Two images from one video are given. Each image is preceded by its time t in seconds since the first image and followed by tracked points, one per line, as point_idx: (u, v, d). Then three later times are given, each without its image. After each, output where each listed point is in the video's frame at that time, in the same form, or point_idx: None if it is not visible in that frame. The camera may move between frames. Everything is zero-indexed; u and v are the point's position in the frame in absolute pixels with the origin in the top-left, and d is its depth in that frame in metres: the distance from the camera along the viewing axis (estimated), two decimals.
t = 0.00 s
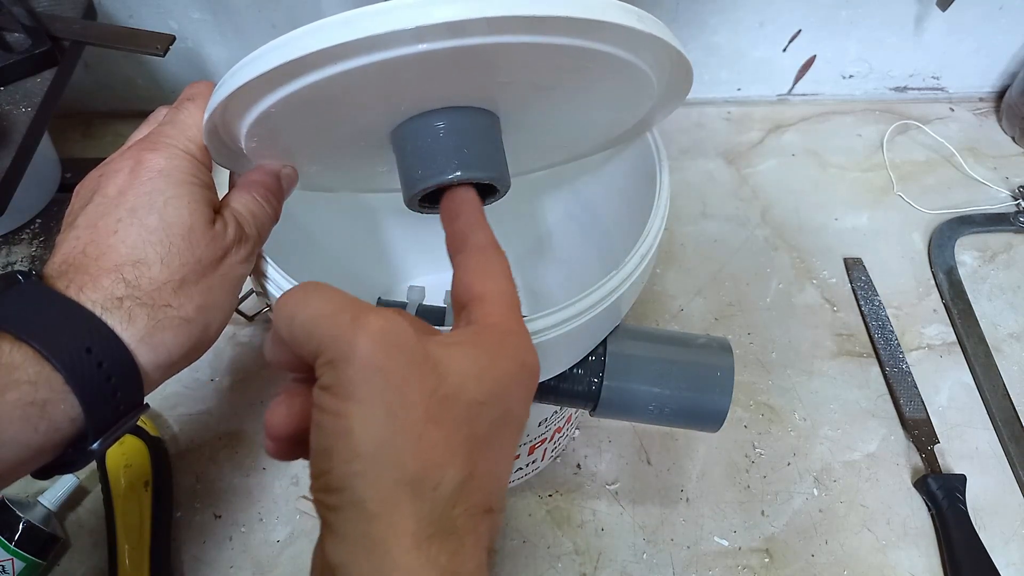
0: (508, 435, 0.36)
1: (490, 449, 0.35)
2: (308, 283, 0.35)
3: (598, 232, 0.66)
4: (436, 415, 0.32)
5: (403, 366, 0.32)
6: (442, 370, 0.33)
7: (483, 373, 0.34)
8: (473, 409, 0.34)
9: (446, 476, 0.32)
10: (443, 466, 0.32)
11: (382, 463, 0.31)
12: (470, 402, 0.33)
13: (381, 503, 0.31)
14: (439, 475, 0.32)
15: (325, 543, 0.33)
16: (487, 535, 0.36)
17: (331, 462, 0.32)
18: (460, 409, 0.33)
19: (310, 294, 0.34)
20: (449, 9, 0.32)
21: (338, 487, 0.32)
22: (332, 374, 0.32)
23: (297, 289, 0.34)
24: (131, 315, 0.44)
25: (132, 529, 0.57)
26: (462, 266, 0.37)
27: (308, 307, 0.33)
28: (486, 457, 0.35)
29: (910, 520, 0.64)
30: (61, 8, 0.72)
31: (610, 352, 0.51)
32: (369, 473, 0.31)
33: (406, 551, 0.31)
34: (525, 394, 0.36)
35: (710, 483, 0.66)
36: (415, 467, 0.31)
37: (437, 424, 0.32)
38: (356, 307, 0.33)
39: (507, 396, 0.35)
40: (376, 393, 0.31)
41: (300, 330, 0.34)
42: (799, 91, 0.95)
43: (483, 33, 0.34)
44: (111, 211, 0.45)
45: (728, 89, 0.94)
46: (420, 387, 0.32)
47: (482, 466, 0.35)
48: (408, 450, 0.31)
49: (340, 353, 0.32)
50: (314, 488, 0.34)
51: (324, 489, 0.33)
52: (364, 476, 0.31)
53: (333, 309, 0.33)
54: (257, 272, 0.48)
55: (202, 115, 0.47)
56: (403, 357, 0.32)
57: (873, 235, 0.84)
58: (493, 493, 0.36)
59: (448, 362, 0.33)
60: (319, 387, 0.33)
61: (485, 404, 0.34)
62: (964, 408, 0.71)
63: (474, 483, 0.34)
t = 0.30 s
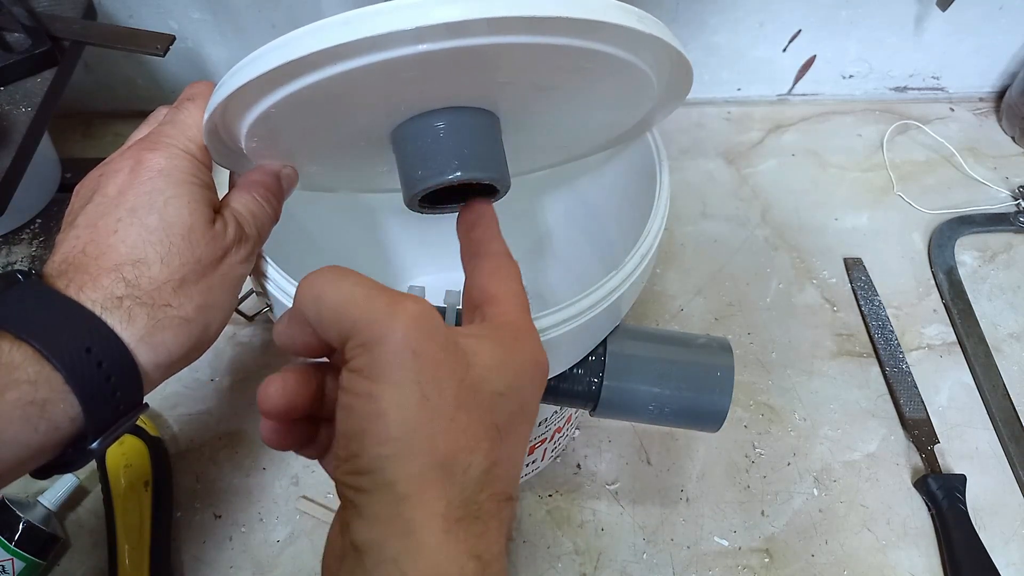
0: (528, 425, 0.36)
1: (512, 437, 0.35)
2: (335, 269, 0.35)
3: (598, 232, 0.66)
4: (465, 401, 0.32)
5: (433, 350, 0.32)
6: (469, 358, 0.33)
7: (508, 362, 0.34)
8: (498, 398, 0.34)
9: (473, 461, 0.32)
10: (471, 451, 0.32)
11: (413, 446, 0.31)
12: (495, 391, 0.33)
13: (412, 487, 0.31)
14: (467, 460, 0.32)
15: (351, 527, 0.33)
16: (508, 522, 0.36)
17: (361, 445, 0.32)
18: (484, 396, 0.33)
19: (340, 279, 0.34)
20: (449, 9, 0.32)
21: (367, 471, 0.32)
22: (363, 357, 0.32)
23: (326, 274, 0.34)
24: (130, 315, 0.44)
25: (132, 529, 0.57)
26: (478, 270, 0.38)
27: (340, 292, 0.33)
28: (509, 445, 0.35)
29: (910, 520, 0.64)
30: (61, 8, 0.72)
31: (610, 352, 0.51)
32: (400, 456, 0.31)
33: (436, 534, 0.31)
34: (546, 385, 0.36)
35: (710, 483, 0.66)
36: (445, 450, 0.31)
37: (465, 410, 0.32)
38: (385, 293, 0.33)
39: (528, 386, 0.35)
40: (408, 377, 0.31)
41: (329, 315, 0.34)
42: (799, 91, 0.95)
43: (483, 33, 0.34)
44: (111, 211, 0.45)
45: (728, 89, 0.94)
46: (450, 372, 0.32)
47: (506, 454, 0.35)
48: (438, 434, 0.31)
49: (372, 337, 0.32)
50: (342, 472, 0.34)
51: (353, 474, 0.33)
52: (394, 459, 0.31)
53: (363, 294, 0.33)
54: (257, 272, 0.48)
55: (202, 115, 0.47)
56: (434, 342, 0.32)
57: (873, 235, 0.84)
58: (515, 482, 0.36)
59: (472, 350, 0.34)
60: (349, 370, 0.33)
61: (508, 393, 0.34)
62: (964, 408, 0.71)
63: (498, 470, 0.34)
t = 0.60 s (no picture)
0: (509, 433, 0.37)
1: (495, 446, 0.36)
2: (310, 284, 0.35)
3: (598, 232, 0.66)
4: (449, 412, 0.33)
5: (417, 361, 0.32)
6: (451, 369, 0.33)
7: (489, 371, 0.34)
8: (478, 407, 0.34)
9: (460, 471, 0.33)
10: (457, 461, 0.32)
11: (399, 459, 0.31)
12: (475, 400, 0.34)
13: (401, 499, 0.31)
14: (454, 470, 0.32)
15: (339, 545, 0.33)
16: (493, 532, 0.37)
17: (347, 460, 0.32)
18: (466, 406, 0.34)
19: (319, 292, 0.33)
20: (449, 8, 0.32)
21: (356, 485, 0.32)
22: (346, 370, 0.32)
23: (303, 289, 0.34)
24: (131, 314, 0.44)
25: (132, 529, 0.57)
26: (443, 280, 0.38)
27: (320, 305, 0.33)
28: (491, 455, 0.35)
29: (910, 520, 0.64)
30: (61, 8, 0.72)
31: (610, 352, 0.50)
32: (388, 469, 0.31)
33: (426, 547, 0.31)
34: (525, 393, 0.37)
35: (710, 483, 0.66)
36: (432, 462, 0.32)
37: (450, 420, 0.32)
38: (365, 306, 0.33)
39: (507, 395, 0.35)
40: (392, 389, 0.31)
41: (308, 329, 0.33)
42: (799, 91, 0.95)
43: (482, 32, 0.34)
44: (111, 211, 0.45)
45: (728, 89, 0.94)
46: (434, 383, 0.32)
47: (488, 464, 0.35)
48: (424, 446, 0.31)
49: (354, 349, 0.32)
50: (327, 489, 0.34)
51: (339, 490, 0.33)
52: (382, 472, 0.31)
53: (345, 307, 0.33)
54: (258, 271, 0.48)
55: (202, 115, 0.47)
56: (417, 354, 0.32)
57: (873, 235, 0.84)
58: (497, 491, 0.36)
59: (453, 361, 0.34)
60: (331, 384, 0.33)
61: (489, 402, 0.34)
62: (964, 408, 0.71)
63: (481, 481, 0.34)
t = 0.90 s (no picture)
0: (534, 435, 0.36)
1: (518, 449, 0.35)
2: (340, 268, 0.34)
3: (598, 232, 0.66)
4: (473, 414, 0.32)
5: (443, 361, 0.31)
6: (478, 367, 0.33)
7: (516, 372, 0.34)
8: (503, 411, 0.33)
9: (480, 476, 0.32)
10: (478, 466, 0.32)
11: (419, 461, 0.31)
12: (500, 403, 0.33)
13: (418, 503, 0.31)
14: (473, 475, 0.32)
15: (352, 543, 0.33)
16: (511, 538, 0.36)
17: (366, 456, 0.32)
18: (490, 409, 0.33)
19: (350, 280, 0.33)
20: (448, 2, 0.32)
21: (373, 483, 0.32)
22: (370, 364, 0.32)
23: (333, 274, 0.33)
24: (130, 314, 0.44)
25: (132, 529, 0.57)
26: (466, 266, 0.37)
27: (350, 293, 0.32)
28: (513, 458, 0.35)
29: (910, 520, 0.64)
30: (61, 8, 0.72)
31: (610, 352, 0.51)
32: (407, 470, 0.31)
33: (440, 552, 0.31)
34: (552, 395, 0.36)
35: (710, 483, 0.66)
36: (451, 466, 0.31)
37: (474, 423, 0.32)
38: (397, 296, 0.32)
39: (533, 398, 0.35)
40: (417, 388, 0.31)
41: (335, 317, 0.33)
42: (799, 91, 0.95)
43: (482, 26, 0.34)
44: (111, 211, 0.45)
45: (728, 89, 0.94)
46: (459, 385, 0.31)
47: (510, 467, 0.35)
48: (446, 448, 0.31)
49: (381, 344, 0.31)
50: (343, 484, 0.34)
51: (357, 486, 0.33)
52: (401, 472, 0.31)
53: (374, 298, 0.32)
54: (257, 271, 0.48)
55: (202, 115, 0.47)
56: (444, 352, 0.31)
57: (873, 234, 0.84)
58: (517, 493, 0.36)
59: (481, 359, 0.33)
60: (355, 377, 0.33)
61: (514, 405, 0.34)
62: (964, 408, 0.71)
63: (501, 485, 0.34)
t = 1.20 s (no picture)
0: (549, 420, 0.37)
1: (534, 432, 0.36)
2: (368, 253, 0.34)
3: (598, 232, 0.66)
4: (498, 394, 0.32)
5: (471, 342, 0.31)
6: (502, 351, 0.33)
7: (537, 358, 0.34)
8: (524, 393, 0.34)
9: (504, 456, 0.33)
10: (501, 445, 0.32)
11: (446, 438, 0.31)
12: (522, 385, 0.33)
13: (445, 479, 0.31)
14: (496, 453, 0.32)
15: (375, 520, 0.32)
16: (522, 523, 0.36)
17: (393, 433, 0.32)
18: (512, 390, 0.33)
19: (380, 263, 0.33)
20: (448, 6, 0.32)
21: (398, 459, 0.32)
22: (399, 344, 0.32)
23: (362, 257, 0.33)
24: (130, 315, 0.44)
25: (132, 529, 0.57)
26: (494, 264, 0.37)
27: (381, 275, 0.32)
28: (530, 440, 0.35)
29: (910, 519, 0.64)
30: (61, 8, 0.72)
31: (610, 352, 0.51)
32: (434, 447, 0.31)
33: (465, 528, 0.31)
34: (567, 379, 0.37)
35: (710, 483, 0.66)
36: (477, 443, 0.31)
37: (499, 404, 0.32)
38: (427, 280, 0.32)
39: (550, 381, 0.35)
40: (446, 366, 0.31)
41: (364, 298, 0.33)
42: (799, 91, 0.95)
43: (482, 31, 0.34)
44: (110, 211, 0.45)
45: (728, 89, 0.94)
46: (486, 365, 0.32)
47: (527, 448, 0.35)
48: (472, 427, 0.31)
49: (412, 324, 0.31)
50: (367, 461, 0.33)
51: (382, 462, 0.33)
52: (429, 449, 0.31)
53: (404, 280, 0.32)
54: (257, 272, 0.48)
55: (202, 116, 0.47)
56: (474, 333, 0.32)
57: (873, 235, 0.84)
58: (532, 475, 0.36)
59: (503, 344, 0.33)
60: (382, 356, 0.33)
61: (534, 389, 0.34)
62: (964, 408, 0.71)
63: (520, 465, 0.34)
